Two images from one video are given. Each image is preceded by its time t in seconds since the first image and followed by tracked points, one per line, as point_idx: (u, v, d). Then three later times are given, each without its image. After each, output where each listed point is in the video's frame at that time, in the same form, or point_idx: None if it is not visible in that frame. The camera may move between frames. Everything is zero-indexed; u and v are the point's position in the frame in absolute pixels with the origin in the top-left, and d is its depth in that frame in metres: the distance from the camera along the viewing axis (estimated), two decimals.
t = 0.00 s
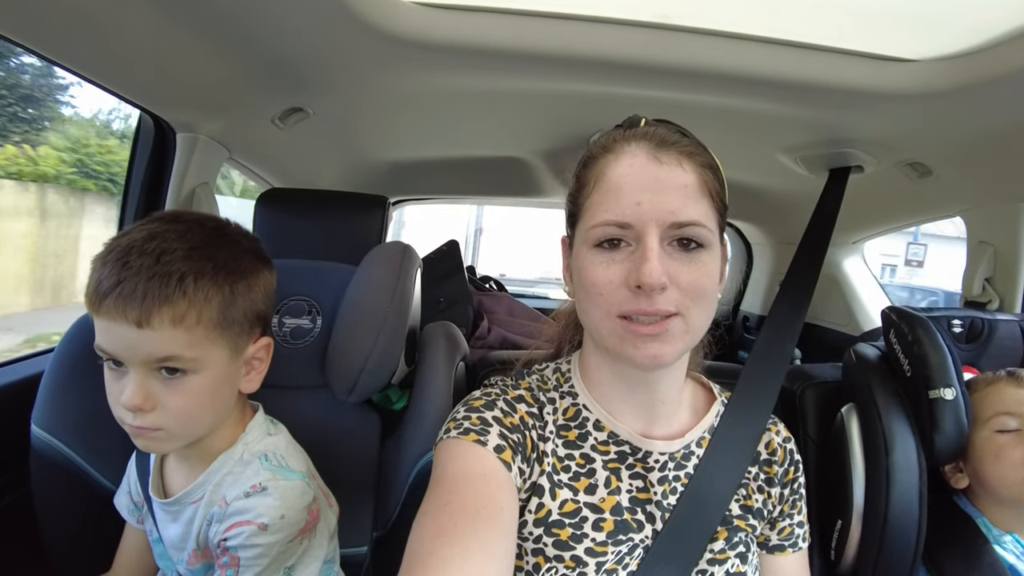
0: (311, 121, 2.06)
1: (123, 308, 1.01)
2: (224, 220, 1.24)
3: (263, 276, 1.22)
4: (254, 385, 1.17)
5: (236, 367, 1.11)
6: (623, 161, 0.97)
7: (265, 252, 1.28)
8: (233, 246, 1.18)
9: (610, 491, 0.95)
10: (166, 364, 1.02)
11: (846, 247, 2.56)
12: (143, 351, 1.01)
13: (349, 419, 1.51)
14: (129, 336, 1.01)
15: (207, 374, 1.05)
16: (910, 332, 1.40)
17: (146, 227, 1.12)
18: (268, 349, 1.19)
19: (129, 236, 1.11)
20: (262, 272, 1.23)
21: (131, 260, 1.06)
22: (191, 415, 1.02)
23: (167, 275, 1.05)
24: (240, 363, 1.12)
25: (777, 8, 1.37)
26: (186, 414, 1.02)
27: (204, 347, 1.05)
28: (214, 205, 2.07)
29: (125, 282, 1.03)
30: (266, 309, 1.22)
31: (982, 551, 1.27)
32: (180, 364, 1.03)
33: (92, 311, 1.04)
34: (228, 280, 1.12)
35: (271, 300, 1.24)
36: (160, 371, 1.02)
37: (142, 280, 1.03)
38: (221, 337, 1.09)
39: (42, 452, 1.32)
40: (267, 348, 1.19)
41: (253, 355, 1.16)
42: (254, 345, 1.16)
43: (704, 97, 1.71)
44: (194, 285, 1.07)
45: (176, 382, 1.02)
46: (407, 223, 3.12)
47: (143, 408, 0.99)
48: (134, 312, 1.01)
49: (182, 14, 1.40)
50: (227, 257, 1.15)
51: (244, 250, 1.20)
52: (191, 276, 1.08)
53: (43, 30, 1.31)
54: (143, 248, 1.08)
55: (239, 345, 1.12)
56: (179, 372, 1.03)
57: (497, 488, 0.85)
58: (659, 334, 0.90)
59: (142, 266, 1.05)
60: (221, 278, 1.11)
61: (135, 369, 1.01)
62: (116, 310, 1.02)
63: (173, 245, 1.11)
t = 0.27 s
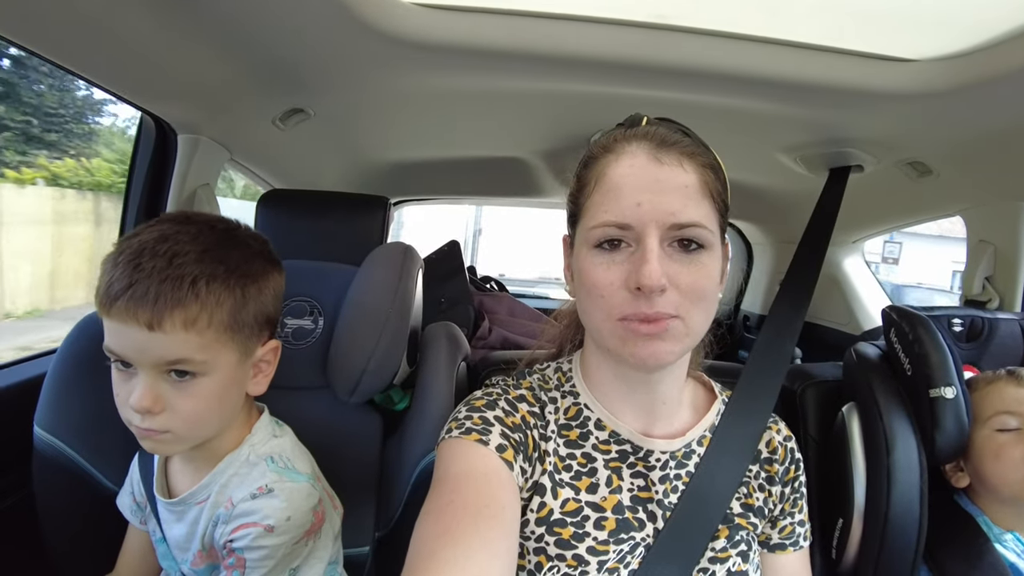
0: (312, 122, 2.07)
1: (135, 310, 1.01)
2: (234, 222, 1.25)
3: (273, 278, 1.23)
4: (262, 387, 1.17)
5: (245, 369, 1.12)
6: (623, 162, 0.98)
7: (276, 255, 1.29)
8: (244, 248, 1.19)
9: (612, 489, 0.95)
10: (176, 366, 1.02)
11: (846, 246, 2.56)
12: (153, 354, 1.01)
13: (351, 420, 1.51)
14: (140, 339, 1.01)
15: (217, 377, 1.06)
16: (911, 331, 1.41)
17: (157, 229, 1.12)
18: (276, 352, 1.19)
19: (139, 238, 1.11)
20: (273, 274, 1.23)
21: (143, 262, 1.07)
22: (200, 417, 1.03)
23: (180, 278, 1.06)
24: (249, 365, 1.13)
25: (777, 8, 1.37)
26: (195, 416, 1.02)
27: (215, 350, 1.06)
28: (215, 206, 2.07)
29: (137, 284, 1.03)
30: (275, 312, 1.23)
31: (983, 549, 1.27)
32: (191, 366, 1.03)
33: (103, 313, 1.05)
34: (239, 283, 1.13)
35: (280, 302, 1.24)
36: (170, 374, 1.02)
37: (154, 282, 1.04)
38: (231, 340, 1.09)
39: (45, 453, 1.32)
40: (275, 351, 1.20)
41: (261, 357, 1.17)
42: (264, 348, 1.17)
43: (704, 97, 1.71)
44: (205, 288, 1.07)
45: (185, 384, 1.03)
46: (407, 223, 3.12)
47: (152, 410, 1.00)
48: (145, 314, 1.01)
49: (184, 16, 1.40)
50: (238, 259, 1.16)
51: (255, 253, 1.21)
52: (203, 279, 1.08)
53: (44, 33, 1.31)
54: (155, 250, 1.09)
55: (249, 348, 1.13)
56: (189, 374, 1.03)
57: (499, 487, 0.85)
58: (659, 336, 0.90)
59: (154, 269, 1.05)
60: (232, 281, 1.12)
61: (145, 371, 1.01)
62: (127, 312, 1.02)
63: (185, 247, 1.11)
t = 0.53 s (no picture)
0: (310, 121, 2.07)
1: (125, 315, 1.01)
2: (225, 223, 1.24)
3: (265, 280, 1.23)
4: (256, 389, 1.17)
5: (238, 372, 1.11)
6: (617, 164, 0.97)
7: (268, 255, 1.28)
8: (235, 251, 1.18)
9: (608, 490, 0.95)
10: (169, 371, 1.02)
11: (845, 247, 2.56)
12: (144, 359, 1.01)
13: (348, 420, 1.51)
14: (130, 344, 1.01)
15: (210, 380, 1.05)
16: (909, 331, 1.41)
17: (146, 232, 1.12)
18: (269, 353, 1.19)
19: (128, 242, 1.10)
20: (265, 276, 1.23)
21: (132, 266, 1.06)
22: (194, 422, 1.03)
23: (170, 282, 1.05)
24: (242, 367, 1.13)
25: (776, 9, 1.37)
26: (188, 421, 1.02)
27: (207, 354, 1.05)
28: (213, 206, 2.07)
29: (127, 288, 1.02)
30: (268, 313, 1.22)
31: (979, 549, 1.27)
32: (183, 371, 1.02)
33: (93, 317, 1.04)
34: (231, 286, 1.13)
35: (273, 304, 1.24)
36: (162, 379, 1.01)
37: (144, 287, 1.03)
38: (224, 343, 1.09)
39: (41, 453, 1.32)
40: (268, 352, 1.19)
41: (254, 359, 1.16)
42: (256, 350, 1.16)
43: (703, 97, 1.71)
44: (196, 292, 1.07)
45: (178, 389, 1.02)
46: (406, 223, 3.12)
47: (144, 416, 0.99)
48: (136, 319, 1.01)
49: (182, 15, 1.40)
50: (229, 262, 1.15)
51: (246, 255, 1.20)
52: (193, 282, 1.07)
53: (42, 32, 1.31)
54: (144, 253, 1.08)
55: (242, 350, 1.12)
56: (181, 379, 1.02)
57: (495, 488, 0.85)
58: (653, 339, 0.90)
59: (143, 272, 1.05)
60: (224, 284, 1.11)
61: (137, 376, 1.01)
62: (117, 317, 1.01)
63: (175, 250, 1.10)
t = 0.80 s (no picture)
0: (309, 122, 2.07)
1: (121, 324, 1.01)
2: (218, 225, 1.24)
3: (261, 283, 1.23)
4: (254, 392, 1.18)
5: (236, 376, 1.12)
6: (623, 163, 0.97)
7: (263, 257, 1.29)
8: (230, 254, 1.18)
9: (609, 489, 0.95)
10: (167, 378, 1.02)
11: (845, 244, 2.56)
12: (141, 367, 1.01)
13: (348, 420, 1.51)
14: (128, 353, 1.01)
15: (208, 386, 1.06)
16: (907, 327, 1.41)
17: (138, 239, 1.11)
18: (268, 356, 1.20)
19: (121, 249, 1.10)
20: (261, 278, 1.23)
21: (126, 273, 1.06)
22: (193, 429, 1.03)
23: (165, 288, 1.05)
24: (240, 372, 1.13)
25: (772, 6, 1.37)
26: (188, 428, 1.03)
27: (205, 361, 1.06)
28: (213, 208, 2.06)
29: (122, 297, 1.02)
30: (264, 316, 1.23)
31: (979, 544, 1.27)
32: (181, 378, 1.03)
33: (88, 326, 1.04)
34: (227, 290, 1.13)
35: (268, 307, 1.24)
36: (160, 386, 1.02)
37: (139, 295, 1.03)
38: (221, 349, 1.09)
39: (42, 454, 1.33)
40: (267, 355, 1.20)
41: (253, 362, 1.17)
42: (255, 352, 1.18)
43: (700, 95, 1.71)
44: (192, 298, 1.07)
45: (177, 396, 1.03)
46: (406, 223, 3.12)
47: (144, 424, 0.99)
48: (131, 328, 1.00)
49: (180, 16, 1.40)
50: (224, 266, 1.15)
51: (241, 258, 1.20)
52: (189, 288, 1.07)
53: (40, 34, 1.31)
54: (138, 260, 1.08)
55: (239, 355, 1.13)
56: (180, 387, 1.03)
57: (495, 486, 0.85)
58: (656, 341, 0.91)
59: (138, 279, 1.05)
60: (219, 288, 1.11)
61: (135, 384, 1.01)
62: (113, 326, 1.01)
63: (169, 256, 1.10)
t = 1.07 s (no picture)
0: (313, 123, 2.07)
1: (125, 317, 1.01)
2: (222, 226, 1.25)
3: (264, 282, 1.23)
4: (258, 393, 1.17)
5: (240, 375, 1.12)
6: (630, 161, 0.97)
7: (266, 257, 1.29)
8: (234, 252, 1.19)
9: (616, 490, 0.95)
10: (171, 374, 1.02)
11: (851, 242, 2.55)
12: (145, 363, 1.01)
13: (353, 421, 1.52)
14: (132, 347, 1.01)
15: (212, 384, 1.06)
16: (914, 327, 1.40)
17: (144, 236, 1.13)
18: (271, 356, 1.19)
19: (126, 246, 1.11)
20: (264, 277, 1.24)
21: (130, 268, 1.07)
22: (197, 427, 1.03)
23: (169, 283, 1.06)
24: (244, 370, 1.13)
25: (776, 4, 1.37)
26: (191, 426, 1.02)
27: (209, 357, 1.06)
28: (217, 209, 2.08)
29: (126, 291, 1.03)
30: (267, 315, 1.23)
31: (987, 543, 1.26)
32: (185, 373, 1.03)
33: (92, 323, 1.04)
34: (231, 286, 1.13)
35: (272, 306, 1.25)
36: (164, 382, 1.02)
37: (143, 289, 1.04)
38: (225, 344, 1.09)
39: (48, 456, 1.33)
40: (270, 355, 1.20)
41: (257, 361, 1.17)
42: (258, 351, 1.17)
43: (704, 93, 1.71)
44: (196, 292, 1.08)
45: (180, 392, 1.03)
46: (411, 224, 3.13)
47: (147, 421, 1.00)
48: (137, 321, 1.01)
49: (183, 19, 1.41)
50: (228, 263, 1.16)
51: (244, 256, 1.21)
52: (193, 282, 1.08)
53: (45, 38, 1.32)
54: (143, 256, 1.09)
55: (243, 352, 1.13)
56: (184, 382, 1.03)
57: (501, 486, 0.85)
58: (664, 340, 0.90)
59: (142, 274, 1.06)
60: (223, 284, 1.12)
61: (138, 380, 1.01)
62: (118, 320, 1.02)
63: (173, 253, 1.11)
